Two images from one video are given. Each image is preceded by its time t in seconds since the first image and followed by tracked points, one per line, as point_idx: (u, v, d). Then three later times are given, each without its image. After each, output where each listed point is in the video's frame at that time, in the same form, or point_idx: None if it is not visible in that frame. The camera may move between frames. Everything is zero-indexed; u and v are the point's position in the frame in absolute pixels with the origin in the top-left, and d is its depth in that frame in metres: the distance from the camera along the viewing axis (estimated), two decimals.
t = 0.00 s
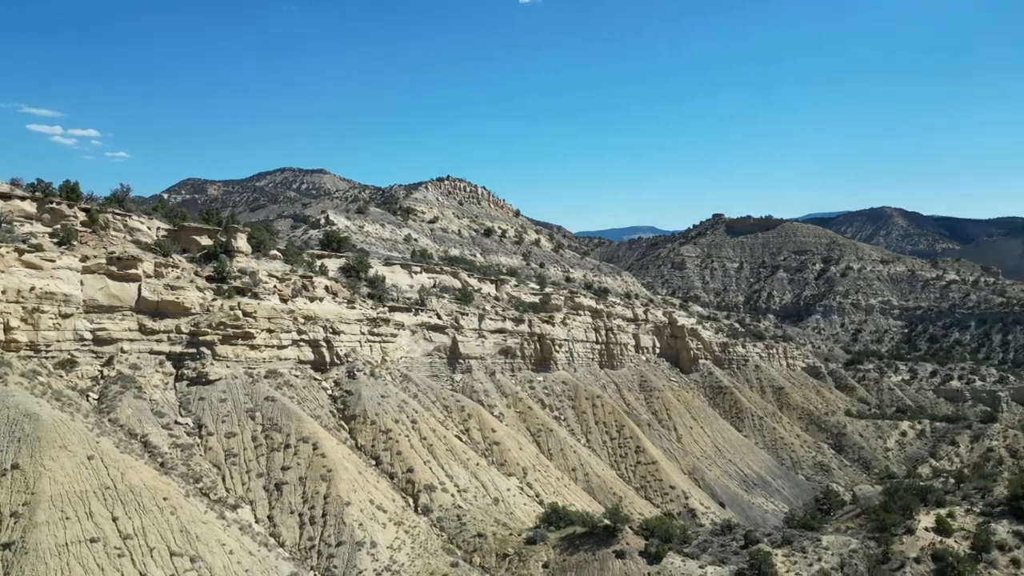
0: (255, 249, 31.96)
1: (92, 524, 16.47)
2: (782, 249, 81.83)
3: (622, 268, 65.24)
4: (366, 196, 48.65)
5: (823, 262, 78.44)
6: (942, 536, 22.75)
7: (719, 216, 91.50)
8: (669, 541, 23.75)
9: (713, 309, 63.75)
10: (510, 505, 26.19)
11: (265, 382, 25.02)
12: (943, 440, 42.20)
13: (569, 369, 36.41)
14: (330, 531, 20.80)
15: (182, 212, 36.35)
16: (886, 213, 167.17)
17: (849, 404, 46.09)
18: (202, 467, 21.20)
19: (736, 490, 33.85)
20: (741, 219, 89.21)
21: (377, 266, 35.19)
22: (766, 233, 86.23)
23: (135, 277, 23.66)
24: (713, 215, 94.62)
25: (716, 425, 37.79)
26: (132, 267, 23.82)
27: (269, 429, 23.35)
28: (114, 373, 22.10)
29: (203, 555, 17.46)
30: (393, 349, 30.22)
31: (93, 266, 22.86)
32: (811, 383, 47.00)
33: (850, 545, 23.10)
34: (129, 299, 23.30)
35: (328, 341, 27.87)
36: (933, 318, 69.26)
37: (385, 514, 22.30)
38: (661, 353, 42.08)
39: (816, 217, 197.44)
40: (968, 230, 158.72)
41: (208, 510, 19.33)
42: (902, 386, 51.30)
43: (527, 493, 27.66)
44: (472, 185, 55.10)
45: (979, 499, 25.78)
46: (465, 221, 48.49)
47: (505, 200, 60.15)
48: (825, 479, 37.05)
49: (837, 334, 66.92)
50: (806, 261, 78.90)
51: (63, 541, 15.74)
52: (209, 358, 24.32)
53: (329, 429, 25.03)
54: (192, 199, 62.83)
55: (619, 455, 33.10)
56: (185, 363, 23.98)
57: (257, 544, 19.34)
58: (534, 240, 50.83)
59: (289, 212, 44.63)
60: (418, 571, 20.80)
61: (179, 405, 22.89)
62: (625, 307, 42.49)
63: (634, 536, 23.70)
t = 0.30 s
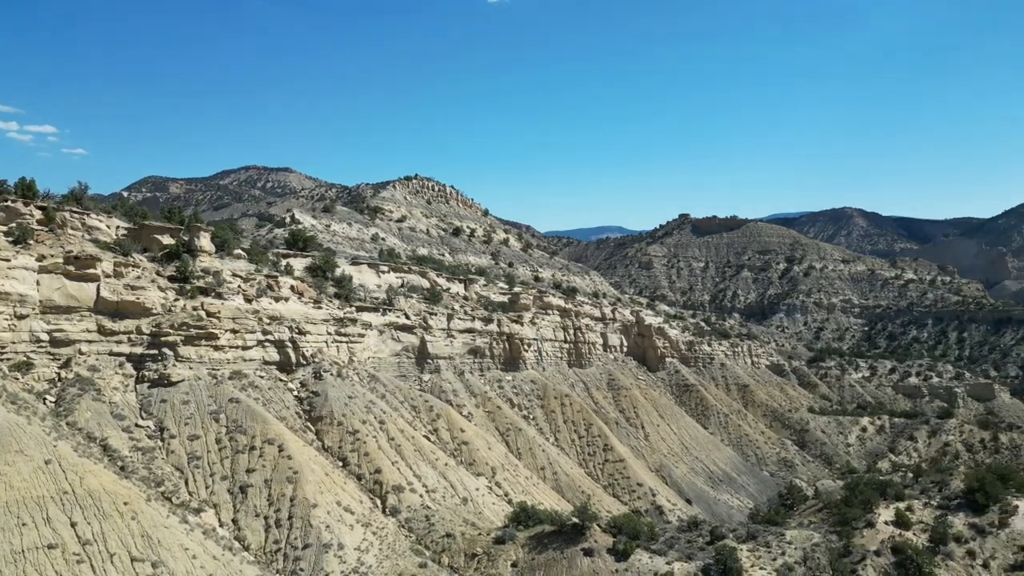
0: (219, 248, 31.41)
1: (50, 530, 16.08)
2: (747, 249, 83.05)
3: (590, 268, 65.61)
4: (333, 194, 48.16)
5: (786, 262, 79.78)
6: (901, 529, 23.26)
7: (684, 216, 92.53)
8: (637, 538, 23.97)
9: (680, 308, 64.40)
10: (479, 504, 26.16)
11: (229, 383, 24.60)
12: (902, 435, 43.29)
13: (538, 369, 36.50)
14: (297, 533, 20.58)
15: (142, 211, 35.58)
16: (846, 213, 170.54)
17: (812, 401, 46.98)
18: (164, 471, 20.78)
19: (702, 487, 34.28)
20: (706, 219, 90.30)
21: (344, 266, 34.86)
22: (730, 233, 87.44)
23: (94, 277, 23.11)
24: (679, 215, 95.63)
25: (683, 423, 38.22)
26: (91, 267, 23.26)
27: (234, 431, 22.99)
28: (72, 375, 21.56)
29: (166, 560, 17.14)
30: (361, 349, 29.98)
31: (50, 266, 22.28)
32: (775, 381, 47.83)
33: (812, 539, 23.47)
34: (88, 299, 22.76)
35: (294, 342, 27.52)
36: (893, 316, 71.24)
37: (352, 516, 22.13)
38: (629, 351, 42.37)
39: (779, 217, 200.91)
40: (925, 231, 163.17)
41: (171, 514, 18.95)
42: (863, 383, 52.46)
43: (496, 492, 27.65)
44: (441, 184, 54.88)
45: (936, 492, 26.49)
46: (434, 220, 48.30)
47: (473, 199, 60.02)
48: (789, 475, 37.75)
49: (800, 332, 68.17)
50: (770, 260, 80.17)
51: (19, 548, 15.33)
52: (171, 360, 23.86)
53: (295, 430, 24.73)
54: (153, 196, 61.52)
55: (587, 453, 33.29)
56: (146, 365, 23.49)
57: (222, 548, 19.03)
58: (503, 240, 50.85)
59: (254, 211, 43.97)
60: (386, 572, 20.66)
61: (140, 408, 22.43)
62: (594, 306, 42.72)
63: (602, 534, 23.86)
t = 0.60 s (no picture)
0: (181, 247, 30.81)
1: (5, 537, 15.70)
2: (712, 249, 84.11)
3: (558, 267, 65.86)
4: (299, 193, 47.61)
5: (750, 262, 80.99)
6: (862, 522, 23.65)
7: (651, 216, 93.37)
8: (604, 536, 24.10)
9: (647, 307, 64.95)
10: (447, 505, 26.09)
11: (192, 385, 24.14)
12: (862, 431, 44.27)
13: (506, 368, 36.51)
14: (262, 536, 20.32)
15: (101, 209, 34.77)
16: (809, 214, 173.58)
17: (775, 399, 47.79)
18: (124, 475, 20.34)
19: (668, 484, 34.66)
20: (672, 219, 91.21)
21: (310, 265, 34.47)
22: (696, 233, 88.46)
23: (50, 277, 22.55)
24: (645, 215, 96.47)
25: (650, 421, 38.57)
26: (47, 266, 22.68)
27: (197, 433, 22.58)
28: (28, 378, 20.99)
29: (126, 566, 16.81)
30: (327, 349, 29.68)
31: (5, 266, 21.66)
32: (741, 378, 48.55)
33: (776, 534, 23.90)
34: (44, 300, 22.19)
35: (259, 342, 27.11)
36: (853, 314, 72.77)
37: (319, 518, 21.91)
38: (598, 350, 42.61)
39: (743, 217, 203.94)
40: (883, 231, 167.11)
41: (131, 519, 18.56)
42: (825, 380, 53.52)
43: (465, 492, 27.59)
44: (409, 183, 54.56)
45: (895, 486, 27.13)
46: (402, 219, 48.03)
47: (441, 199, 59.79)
48: (753, 471, 38.38)
49: (764, 330, 69.29)
50: (735, 260, 81.29)
51: None
52: (131, 362, 23.35)
53: (260, 432, 24.39)
54: (112, 194, 60.18)
55: (556, 452, 33.41)
56: (105, 367, 22.97)
57: (184, 553, 18.70)
58: (471, 239, 50.75)
59: (218, 209, 43.28)
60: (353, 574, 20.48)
61: (99, 411, 21.94)
62: (562, 305, 42.88)
63: (570, 532, 23.95)
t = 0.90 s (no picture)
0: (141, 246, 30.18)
1: None
2: (678, 249, 84.98)
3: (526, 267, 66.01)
4: (263, 192, 46.98)
5: (715, 261, 82.07)
6: (824, 517, 24.11)
7: (618, 216, 94.05)
8: (572, 534, 24.17)
9: (615, 307, 65.43)
10: (415, 506, 25.96)
11: (153, 387, 23.64)
12: (824, 427, 45.19)
13: (474, 368, 36.46)
14: (226, 540, 19.99)
15: (58, 207, 33.88)
16: (772, 215, 176.50)
17: (740, 396, 48.52)
18: (82, 479, 19.83)
19: (635, 481, 34.98)
20: (639, 219, 92.00)
21: (275, 265, 33.99)
22: (662, 233, 89.35)
23: (5, 277, 21.92)
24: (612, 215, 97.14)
25: (617, 419, 38.86)
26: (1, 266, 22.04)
27: (158, 436, 22.14)
28: None
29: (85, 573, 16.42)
30: (293, 350, 29.33)
31: None
32: (706, 376, 49.20)
33: (741, 529, 24.25)
34: None
35: (223, 343, 26.66)
36: (815, 313, 74.19)
37: (284, 521, 21.64)
38: (566, 349, 42.77)
39: (708, 218, 206.65)
40: (844, 232, 170.87)
41: (90, 524, 18.11)
42: (789, 377, 54.46)
43: (433, 493, 27.48)
44: (376, 182, 54.16)
45: (855, 481, 27.75)
46: (369, 218, 47.66)
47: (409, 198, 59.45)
48: (718, 468, 38.93)
49: (729, 328, 70.29)
50: (700, 259, 82.28)
51: None
52: (89, 364, 22.78)
53: (224, 434, 23.99)
54: (70, 192, 58.67)
55: (524, 451, 33.47)
56: (62, 369, 22.39)
57: (145, 559, 18.31)
58: (440, 239, 50.57)
59: (179, 207, 42.47)
60: None
61: (56, 414, 21.38)
62: (530, 304, 42.98)
63: (539, 530, 23.99)
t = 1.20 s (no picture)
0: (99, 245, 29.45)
1: None
2: (644, 248, 85.64)
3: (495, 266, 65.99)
4: (226, 190, 46.19)
5: (680, 261, 82.97)
6: (786, 511, 24.54)
7: (584, 215, 94.51)
8: (540, 533, 24.20)
9: (582, 306, 65.79)
10: (382, 507, 25.78)
11: (111, 389, 23.08)
12: (786, 423, 45.98)
13: (442, 368, 36.34)
14: (188, 545, 19.64)
15: (11, 204, 32.90)
16: (736, 215, 179.22)
17: (705, 394, 49.17)
18: (38, 485, 19.29)
19: (602, 479, 35.22)
20: (606, 219, 92.56)
21: (238, 264, 33.42)
22: (628, 233, 90.04)
23: None
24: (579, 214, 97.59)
25: (584, 417, 39.07)
26: None
27: (117, 440, 21.63)
28: None
29: None
30: (256, 351, 28.90)
31: None
32: (672, 374, 49.73)
33: (706, 525, 24.50)
34: None
35: (184, 344, 26.15)
36: (777, 311, 75.47)
37: (248, 524, 21.32)
38: (533, 349, 42.87)
39: (673, 217, 208.90)
40: (805, 232, 174.28)
41: (46, 531, 17.63)
42: (752, 374, 55.26)
43: (400, 493, 27.32)
44: (342, 181, 53.61)
45: (817, 476, 28.27)
46: (334, 217, 47.16)
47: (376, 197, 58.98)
48: (684, 465, 39.41)
49: (694, 327, 71.15)
50: (665, 259, 83.08)
51: None
52: (45, 366, 22.18)
53: (185, 437, 23.55)
54: (24, 190, 57.00)
55: (492, 451, 33.46)
56: (16, 372, 21.74)
57: (104, 565, 17.89)
58: (407, 238, 50.26)
59: (139, 206, 41.55)
60: None
61: (10, 418, 20.76)
62: (498, 304, 42.95)
63: (507, 530, 24.01)
